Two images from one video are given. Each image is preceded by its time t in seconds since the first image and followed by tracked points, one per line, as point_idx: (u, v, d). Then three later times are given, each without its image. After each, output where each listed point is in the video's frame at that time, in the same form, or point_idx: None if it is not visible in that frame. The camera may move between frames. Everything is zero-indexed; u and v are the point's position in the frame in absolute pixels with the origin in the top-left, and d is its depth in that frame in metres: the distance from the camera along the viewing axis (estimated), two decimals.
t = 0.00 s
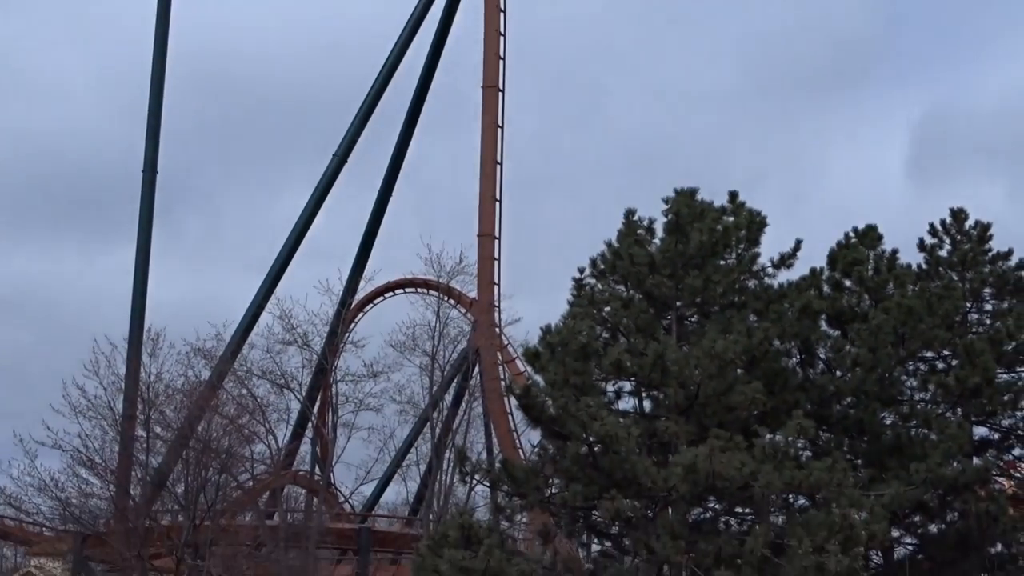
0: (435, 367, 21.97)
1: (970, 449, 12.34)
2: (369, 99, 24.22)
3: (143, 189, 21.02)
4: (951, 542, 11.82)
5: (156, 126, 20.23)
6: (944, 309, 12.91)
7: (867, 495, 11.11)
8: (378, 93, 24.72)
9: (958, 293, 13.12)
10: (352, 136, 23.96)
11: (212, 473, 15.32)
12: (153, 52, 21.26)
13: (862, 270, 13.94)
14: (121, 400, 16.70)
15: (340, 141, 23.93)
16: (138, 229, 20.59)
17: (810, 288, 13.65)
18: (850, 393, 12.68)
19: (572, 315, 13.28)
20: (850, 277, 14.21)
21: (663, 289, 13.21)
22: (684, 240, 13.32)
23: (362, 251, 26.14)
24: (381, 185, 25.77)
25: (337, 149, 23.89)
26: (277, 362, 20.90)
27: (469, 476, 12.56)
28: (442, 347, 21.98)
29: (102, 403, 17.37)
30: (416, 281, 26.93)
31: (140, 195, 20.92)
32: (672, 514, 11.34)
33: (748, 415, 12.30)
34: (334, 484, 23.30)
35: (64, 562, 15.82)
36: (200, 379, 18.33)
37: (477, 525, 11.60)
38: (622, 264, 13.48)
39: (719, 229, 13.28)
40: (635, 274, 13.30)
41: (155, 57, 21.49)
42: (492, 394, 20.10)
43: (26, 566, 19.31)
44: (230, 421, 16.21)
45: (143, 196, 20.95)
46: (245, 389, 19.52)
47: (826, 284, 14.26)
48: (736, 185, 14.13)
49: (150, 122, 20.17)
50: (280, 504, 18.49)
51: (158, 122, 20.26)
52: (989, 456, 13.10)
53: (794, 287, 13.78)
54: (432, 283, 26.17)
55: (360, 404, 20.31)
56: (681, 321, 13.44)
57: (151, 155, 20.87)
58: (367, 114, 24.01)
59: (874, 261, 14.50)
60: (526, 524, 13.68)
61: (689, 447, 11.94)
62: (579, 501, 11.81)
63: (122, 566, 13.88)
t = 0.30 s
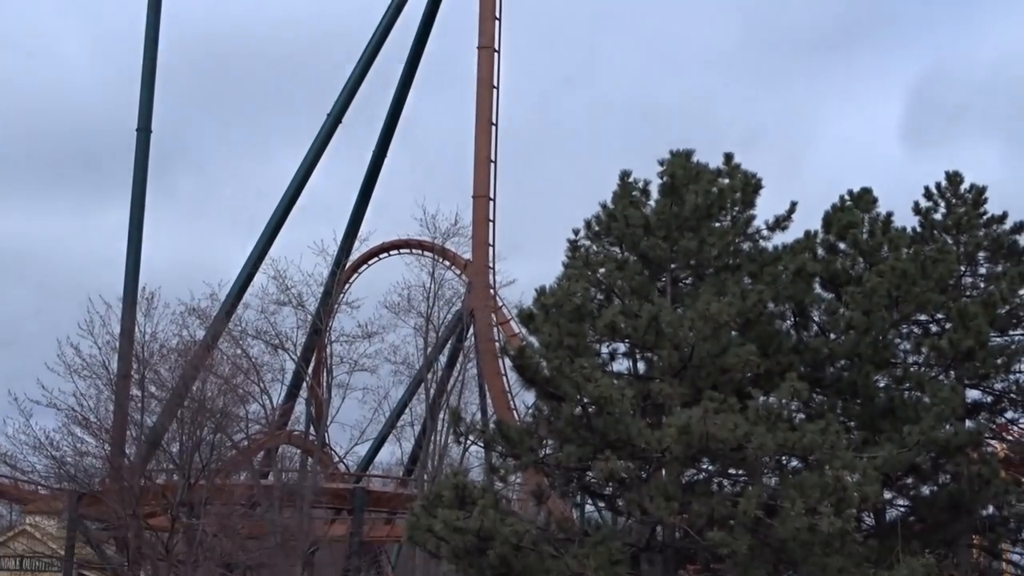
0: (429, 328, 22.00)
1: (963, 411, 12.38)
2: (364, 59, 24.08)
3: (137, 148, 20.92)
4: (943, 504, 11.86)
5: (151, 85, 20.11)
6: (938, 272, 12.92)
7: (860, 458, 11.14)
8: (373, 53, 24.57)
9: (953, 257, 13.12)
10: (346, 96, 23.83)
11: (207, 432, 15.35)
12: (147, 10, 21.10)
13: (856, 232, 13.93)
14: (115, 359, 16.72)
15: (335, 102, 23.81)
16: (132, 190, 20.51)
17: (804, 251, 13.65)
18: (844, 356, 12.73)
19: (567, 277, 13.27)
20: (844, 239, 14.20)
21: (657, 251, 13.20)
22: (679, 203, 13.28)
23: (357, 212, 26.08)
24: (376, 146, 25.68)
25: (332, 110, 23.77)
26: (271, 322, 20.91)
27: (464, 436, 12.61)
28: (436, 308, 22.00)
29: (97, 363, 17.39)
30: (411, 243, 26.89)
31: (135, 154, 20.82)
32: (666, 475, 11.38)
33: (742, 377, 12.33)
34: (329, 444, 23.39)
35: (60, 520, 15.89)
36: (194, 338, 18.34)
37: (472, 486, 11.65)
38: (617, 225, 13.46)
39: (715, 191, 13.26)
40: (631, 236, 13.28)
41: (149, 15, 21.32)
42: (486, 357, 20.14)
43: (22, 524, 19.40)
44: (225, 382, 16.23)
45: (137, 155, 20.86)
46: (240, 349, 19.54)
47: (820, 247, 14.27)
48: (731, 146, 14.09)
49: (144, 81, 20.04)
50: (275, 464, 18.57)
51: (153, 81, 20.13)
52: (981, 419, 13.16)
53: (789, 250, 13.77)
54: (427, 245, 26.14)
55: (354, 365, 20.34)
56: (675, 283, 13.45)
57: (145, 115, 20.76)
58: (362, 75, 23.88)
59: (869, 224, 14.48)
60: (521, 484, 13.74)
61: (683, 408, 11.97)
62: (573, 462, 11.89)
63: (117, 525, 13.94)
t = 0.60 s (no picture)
0: (425, 292, 21.98)
1: (958, 376, 12.41)
2: (360, 21, 23.90)
3: (132, 109, 20.80)
4: (937, 469, 11.90)
5: (146, 45, 19.95)
6: (933, 238, 12.91)
7: (854, 422, 11.16)
8: (369, 15, 24.38)
9: (949, 222, 13.10)
10: (343, 59, 23.68)
11: (203, 394, 15.35)
12: None
13: (852, 197, 13.90)
14: (111, 321, 16.69)
15: (331, 64, 23.66)
16: (128, 151, 20.41)
17: (800, 216, 13.61)
18: (839, 320, 12.75)
19: (564, 240, 13.23)
20: (841, 204, 14.16)
21: (654, 216, 13.16)
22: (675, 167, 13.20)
23: (352, 175, 25.98)
24: (372, 108, 25.54)
25: (328, 72, 23.63)
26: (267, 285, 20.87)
27: (460, 399, 12.62)
28: (432, 271, 21.97)
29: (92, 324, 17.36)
30: (406, 206, 26.82)
31: (131, 116, 20.70)
32: (661, 438, 11.40)
33: (737, 341, 12.31)
34: (324, 406, 23.42)
35: (56, 481, 15.91)
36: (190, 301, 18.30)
37: (467, 449, 11.67)
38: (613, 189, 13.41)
39: (711, 155, 13.21)
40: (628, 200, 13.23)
41: None
42: (482, 321, 20.16)
43: (18, 485, 19.42)
44: (221, 344, 16.21)
45: (132, 117, 20.74)
46: (236, 312, 19.52)
47: (816, 211, 14.26)
48: (729, 112, 14.02)
49: (139, 41, 19.88)
50: (271, 427, 18.60)
51: (148, 41, 19.98)
52: (976, 383, 13.20)
53: (785, 214, 13.73)
54: (423, 208, 26.07)
55: (350, 328, 20.34)
56: (671, 247, 13.41)
57: (140, 76, 20.62)
58: (358, 37, 23.71)
59: (866, 189, 14.44)
60: (516, 448, 13.77)
61: (678, 372, 11.98)
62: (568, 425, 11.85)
63: (113, 486, 13.95)
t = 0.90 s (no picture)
0: (422, 261, 21.97)
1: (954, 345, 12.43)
2: None
3: (128, 78, 20.70)
4: (933, 437, 11.97)
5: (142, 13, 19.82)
6: (931, 206, 12.89)
7: (851, 391, 11.18)
8: None
9: (947, 192, 13.09)
10: (339, 27, 23.54)
11: (200, 364, 15.35)
12: None
13: (850, 166, 13.88)
14: (108, 291, 16.67)
15: (328, 32, 23.53)
16: (124, 120, 20.32)
17: (798, 185, 13.60)
18: (836, 290, 12.76)
19: (561, 208, 13.22)
20: (839, 173, 14.14)
21: (651, 184, 13.14)
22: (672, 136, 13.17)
23: (350, 144, 25.90)
24: (369, 77, 25.43)
25: (324, 41, 23.51)
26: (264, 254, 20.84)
27: (457, 368, 12.64)
28: (429, 240, 21.94)
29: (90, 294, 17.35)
30: (404, 175, 26.76)
31: (127, 85, 20.60)
32: (658, 407, 11.42)
33: (734, 311, 12.32)
34: (322, 376, 23.46)
35: (54, 450, 15.94)
36: (187, 270, 18.29)
37: (465, 418, 11.70)
38: (611, 158, 13.38)
39: (709, 124, 13.17)
40: (625, 169, 13.21)
41: None
42: (479, 292, 20.17)
43: (16, 455, 19.43)
44: (218, 313, 16.20)
45: (128, 86, 20.64)
46: (233, 281, 19.51)
47: (814, 180, 14.23)
48: (726, 81, 13.96)
49: (134, 10, 19.75)
50: (268, 396, 18.64)
51: (143, 10, 19.85)
52: (972, 352, 13.23)
53: (782, 182, 13.71)
54: (420, 177, 26.01)
55: (348, 297, 20.34)
56: (668, 216, 13.40)
57: (136, 45, 20.50)
58: (355, 5, 23.56)
59: (863, 157, 14.42)
60: (513, 417, 13.80)
61: (675, 340, 12.03)
62: (565, 394, 11.80)
63: (110, 455, 13.97)
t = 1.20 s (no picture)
0: (420, 236, 21.95)
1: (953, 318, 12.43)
2: None
3: (125, 53, 20.60)
4: (931, 411, 11.99)
5: None
6: (930, 180, 12.85)
7: (849, 364, 11.17)
8: None
9: (946, 165, 13.06)
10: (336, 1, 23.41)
11: (199, 339, 15.35)
12: None
13: (848, 140, 13.83)
14: (106, 266, 16.64)
15: (325, 7, 23.40)
16: (121, 95, 20.24)
17: (797, 159, 13.56)
18: (834, 264, 12.76)
19: (559, 182, 13.19)
20: (837, 146, 14.09)
21: (650, 158, 13.11)
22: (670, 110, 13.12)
23: (347, 118, 25.81)
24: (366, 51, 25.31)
25: (321, 15, 23.38)
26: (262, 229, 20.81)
27: (454, 343, 12.63)
28: (427, 215, 21.90)
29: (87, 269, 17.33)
30: (401, 150, 26.68)
31: (124, 60, 20.50)
32: (656, 381, 11.44)
33: (733, 285, 12.30)
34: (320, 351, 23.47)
35: (53, 426, 15.96)
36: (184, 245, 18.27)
37: (463, 393, 11.70)
38: (609, 133, 13.33)
39: (707, 98, 13.11)
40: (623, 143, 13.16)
41: None
42: (477, 267, 20.16)
43: (15, 431, 19.45)
44: (216, 288, 16.19)
45: (125, 61, 20.54)
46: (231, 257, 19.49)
47: (812, 154, 14.18)
48: (725, 55, 13.90)
49: None
50: (266, 371, 18.65)
51: None
52: (970, 326, 13.24)
53: (780, 157, 13.67)
54: (417, 152, 25.94)
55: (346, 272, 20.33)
56: (667, 190, 13.36)
57: (132, 19, 20.38)
58: None
59: (862, 131, 14.38)
60: (511, 391, 13.83)
61: (673, 315, 12.03)
62: (564, 368, 11.83)
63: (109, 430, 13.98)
